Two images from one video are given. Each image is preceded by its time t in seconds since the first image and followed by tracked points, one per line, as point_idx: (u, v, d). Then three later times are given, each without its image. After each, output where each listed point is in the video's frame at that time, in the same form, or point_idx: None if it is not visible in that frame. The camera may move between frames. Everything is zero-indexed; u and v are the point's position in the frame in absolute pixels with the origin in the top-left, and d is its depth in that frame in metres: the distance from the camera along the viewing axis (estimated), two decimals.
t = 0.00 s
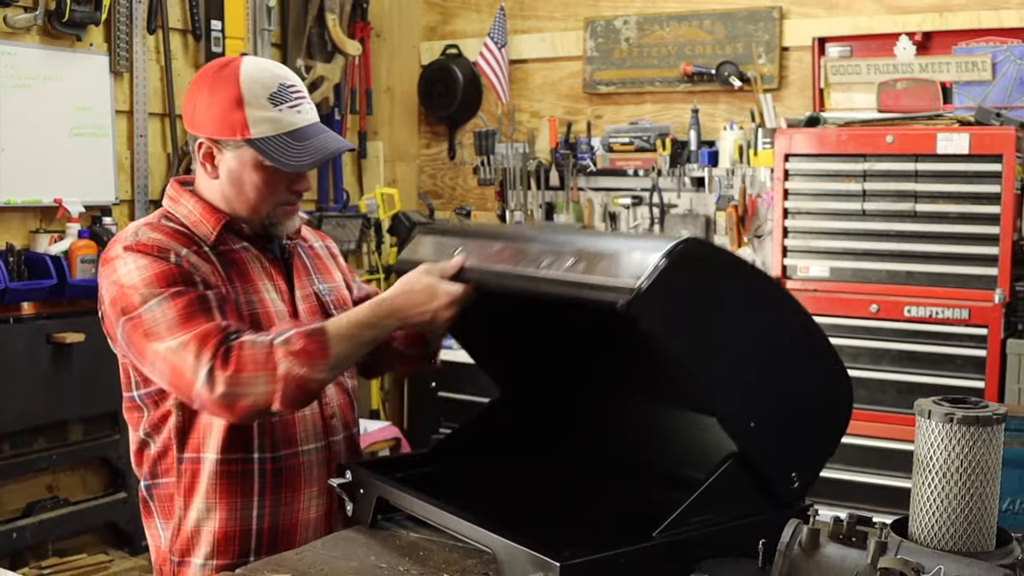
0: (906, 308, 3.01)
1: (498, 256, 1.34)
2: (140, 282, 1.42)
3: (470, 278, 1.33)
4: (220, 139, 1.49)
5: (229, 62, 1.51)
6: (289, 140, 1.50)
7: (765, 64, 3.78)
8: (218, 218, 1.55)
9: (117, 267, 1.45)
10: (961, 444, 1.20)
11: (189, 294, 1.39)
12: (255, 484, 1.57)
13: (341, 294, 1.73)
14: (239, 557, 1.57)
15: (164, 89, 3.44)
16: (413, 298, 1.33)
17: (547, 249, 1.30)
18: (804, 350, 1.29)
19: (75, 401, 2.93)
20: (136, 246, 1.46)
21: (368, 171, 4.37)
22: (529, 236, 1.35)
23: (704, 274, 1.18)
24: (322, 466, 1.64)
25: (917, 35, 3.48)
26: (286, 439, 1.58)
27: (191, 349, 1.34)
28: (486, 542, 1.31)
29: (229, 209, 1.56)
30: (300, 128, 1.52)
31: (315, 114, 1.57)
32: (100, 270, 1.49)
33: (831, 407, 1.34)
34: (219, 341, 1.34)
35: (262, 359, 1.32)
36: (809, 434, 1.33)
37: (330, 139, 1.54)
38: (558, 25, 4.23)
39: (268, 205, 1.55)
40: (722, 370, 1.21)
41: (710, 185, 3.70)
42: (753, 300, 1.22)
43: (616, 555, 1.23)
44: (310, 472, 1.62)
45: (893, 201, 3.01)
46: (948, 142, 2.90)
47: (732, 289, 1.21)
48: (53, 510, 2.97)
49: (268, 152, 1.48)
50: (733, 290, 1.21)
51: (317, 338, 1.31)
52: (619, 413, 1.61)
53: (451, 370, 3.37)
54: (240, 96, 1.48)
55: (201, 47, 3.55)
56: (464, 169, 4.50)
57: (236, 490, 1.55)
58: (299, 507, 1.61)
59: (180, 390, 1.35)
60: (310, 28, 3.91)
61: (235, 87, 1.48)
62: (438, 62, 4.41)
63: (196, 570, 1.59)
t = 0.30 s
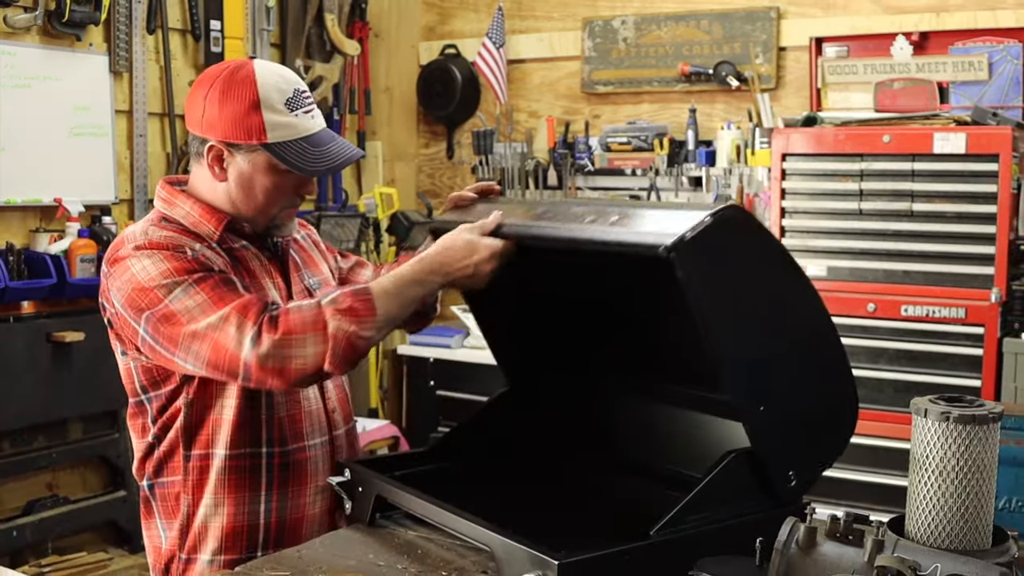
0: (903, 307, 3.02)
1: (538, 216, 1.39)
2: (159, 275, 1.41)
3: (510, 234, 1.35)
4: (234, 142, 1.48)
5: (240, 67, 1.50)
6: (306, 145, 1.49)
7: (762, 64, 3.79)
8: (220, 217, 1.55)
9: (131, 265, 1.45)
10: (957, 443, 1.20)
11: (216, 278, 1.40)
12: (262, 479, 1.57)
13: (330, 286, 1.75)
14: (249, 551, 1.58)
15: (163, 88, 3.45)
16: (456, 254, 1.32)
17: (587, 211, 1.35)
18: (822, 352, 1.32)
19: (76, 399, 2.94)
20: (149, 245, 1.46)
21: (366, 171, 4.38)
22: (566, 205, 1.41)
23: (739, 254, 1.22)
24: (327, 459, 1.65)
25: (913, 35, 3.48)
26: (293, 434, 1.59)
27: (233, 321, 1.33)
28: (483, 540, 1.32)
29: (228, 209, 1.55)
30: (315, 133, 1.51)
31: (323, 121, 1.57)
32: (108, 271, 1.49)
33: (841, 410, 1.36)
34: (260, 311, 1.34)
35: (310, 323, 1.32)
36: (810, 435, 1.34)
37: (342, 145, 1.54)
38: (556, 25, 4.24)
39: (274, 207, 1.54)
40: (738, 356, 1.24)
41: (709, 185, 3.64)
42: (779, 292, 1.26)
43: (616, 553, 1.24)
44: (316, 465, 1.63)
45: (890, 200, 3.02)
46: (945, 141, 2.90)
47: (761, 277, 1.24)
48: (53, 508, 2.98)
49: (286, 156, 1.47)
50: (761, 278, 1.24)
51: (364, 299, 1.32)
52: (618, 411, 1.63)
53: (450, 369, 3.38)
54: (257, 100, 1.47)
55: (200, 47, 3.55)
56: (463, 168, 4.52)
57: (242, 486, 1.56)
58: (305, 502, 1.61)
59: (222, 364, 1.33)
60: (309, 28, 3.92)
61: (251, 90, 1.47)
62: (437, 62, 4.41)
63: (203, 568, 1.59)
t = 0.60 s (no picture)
0: (900, 306, 3.03)
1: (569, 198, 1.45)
2: (146, 296, 1.40)
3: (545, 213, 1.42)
4: (247, 140, 1.49)
5: (251, 65, 1.51)
6: (317, 143, 1.50)
7: (759, 64, 3.80)
8: (221, 221, 1.55)
9: (125, 275, 1.43)
10: (955, 442, 1.21)
11: (192, 315, 1.39)
12: (267, 485, 1.56)
13: (331, 288, 1.75)
14: (253, 554, 1.56)
15: (162, 88, 3.45)
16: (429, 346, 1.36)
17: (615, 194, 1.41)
18: (833, 353, 1.35)
19: (76, 398, 2.95)
20: (145, 253, 1.43)
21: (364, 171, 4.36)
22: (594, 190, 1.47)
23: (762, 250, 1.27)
24: (327, 462, 1.66)
25: (910, 35, 3.49)
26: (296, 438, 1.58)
27: (200, 370, 1.35)
28: (482, 538, 1.33)
29: (232, 208, 1.56)
30: (326, 132, 1.53)
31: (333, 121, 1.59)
32: (104, 275, 1.47)
33: (843, 416, 1.38)
34: (229, 364, 1.35)
35: (273, 390, 1.33)
36: (813, 440, 1.36)
37: (352, 144, 1.56)
38: (555, 25, 4.25)
39: (280, 207, 1.55)
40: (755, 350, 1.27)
41: (705, 184, 3.64)
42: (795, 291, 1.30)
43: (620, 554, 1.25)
44: (317, 470, 1.63)
45: (886, 199, 3.03)
46: (941, 141, 2.91)
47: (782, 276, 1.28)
48: (53, 506, 2.98)
49: (298, 154, 1.49)
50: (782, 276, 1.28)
51: (327, 376, 1.33)
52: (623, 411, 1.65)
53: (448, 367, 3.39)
54: (270, 99, 1.48)
55: (200, 47, 3.56)
56: (461, 168, 4.53)
57: (247, 493, 1.54)
58: (309, 505, 1.62)
59: (181, 408, 1.35)
60: (308, 28, 3.92)
61: (265, 89, 1.49)
62: (436, 62, 4.41)
63: (211, 568, 1.54)
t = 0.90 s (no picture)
0: (897, 305, 3.04)
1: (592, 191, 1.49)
2: (120, 305, 1.44)
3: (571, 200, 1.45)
4: (250, 135, 1.50)
5: (254, 62, 1.52)
6: (320, 138, 1.51)
7: (756, 64, 3.80)
8: (219, 219, 1.55)
9: (109, 275, 1.47)
10: (952, 440, 1.22)
11: (158, 333, 1.43)
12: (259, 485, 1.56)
13: (332, 289, 1.74)
14: (244, 554, 1.55)
15: (162, 87, 3.46)
16: (378, 453, 1.48)
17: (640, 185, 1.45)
18: (845, 359, 1.38)
19: (76, 397, 2.95)
20: (132, 256, 1.46)
21: (364, 170, 4.35)
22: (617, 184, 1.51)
23: (793, 247, 1.32)
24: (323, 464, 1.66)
25: (907, 35, 3.50)
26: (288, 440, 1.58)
27: (154, 402, 1.42)
28: (479, 537, 1.33)
29: (233, 204, 1.57)
30: (329, 128, 1.54)
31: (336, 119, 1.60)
32: (94, 269, 1.51)
33: (844, 424, 1.41)
34: (180, 403, 1.41)
35: (219, 446, 1.42)
36: (811, 441, 1.38)
37: (355, 140, 1.57)
38: (553, 25, 4.26)
39: (281, 204, 1.55)
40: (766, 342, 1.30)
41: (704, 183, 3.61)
42: (816, 294, 1.34)
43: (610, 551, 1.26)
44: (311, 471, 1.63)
45: (883, 199, 3.04)
46: (938, 141, 2.93)
47: (806, 277, 1.33)
48: (53, 505, 2.98)
49: (300, 149, 1.50)
50: (806, 277, 1.33)
51: (274, 450, 1.42)
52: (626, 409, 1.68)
53: (447, 366, 3.40)
54: (273, 94, 1.50)
55: (199, 47, 3.56)
56: (460, 167, 4.53)
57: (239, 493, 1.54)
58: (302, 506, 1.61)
59: (133, 428, 1.45)
60: (307, 28, 3.92)
61: (268, 85, 1.50)
62: (434, 62, 4.44)
63: (199, 568, 1.54)
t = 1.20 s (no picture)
0: (893, 304, 3.06)
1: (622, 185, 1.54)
2: (121, 301, 1.45)
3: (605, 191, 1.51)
4: (249, 132, 1.51)
5: (252, 59, 1.53)
6: (318, 134, 1.52)
7: (754, 64, 3.81)
8: (219, 218, 1.56)
9: (110, 272, 1.48)
10: (947, 438, 1.23)
11: (157, 330, 1.43)
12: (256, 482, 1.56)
13: (334, 287, 1.74)
14: (238, 551, 1.56)
15: (161, 87, 3.46)
16: (376, 455, 1.50)
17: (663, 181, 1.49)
18: (853, 375, 1.43)
19: (76, 395, 2.96)
20: (132, 253, 1.47)
21: (363, 168, 4.35)
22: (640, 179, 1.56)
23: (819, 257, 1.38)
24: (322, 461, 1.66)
25: (904, 35, 3.51)
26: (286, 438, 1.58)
27: (156, 399, 1.43)
28: (478, 535, 1.34)
29: (234, 200, 1.58)
30: (327, 123, 1.55)
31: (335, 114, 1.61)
32: (96, 267, 1.52)
33: (845, 433, 1.44)
34: (182, 400, 1.42)
35: (222, 445, 1.43)
36: (814, 441, 1.41)
37: (354, 135, 1.58)
38: (551, 25, 4.27)
39: (282, 203, 1.56)
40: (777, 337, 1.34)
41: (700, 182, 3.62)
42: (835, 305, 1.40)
43: (607, 549, 1.27)
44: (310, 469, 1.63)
45: (880, 198, 3.06)
46: (935, 140, 2.94)
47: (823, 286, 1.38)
48: (52, 503, 2.98)
49: (298, 145, 1.50)
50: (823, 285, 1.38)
51: (275, 452, 1.43)
52: (636, 408, 1.71)
53: (445, 365, 3.40)
54: (271, 91, 1.50)
55: (198, 47, 3.57)
56: (458, 167, 4.54)
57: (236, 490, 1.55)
58: (299, 503, 1.61)
59: (134, 424, 1.46)
60: (306, 29, 3.92)
61: (266, 83, 1.50)
62: (431, 62, 4.47)
63: (195, 566, 1.55)
